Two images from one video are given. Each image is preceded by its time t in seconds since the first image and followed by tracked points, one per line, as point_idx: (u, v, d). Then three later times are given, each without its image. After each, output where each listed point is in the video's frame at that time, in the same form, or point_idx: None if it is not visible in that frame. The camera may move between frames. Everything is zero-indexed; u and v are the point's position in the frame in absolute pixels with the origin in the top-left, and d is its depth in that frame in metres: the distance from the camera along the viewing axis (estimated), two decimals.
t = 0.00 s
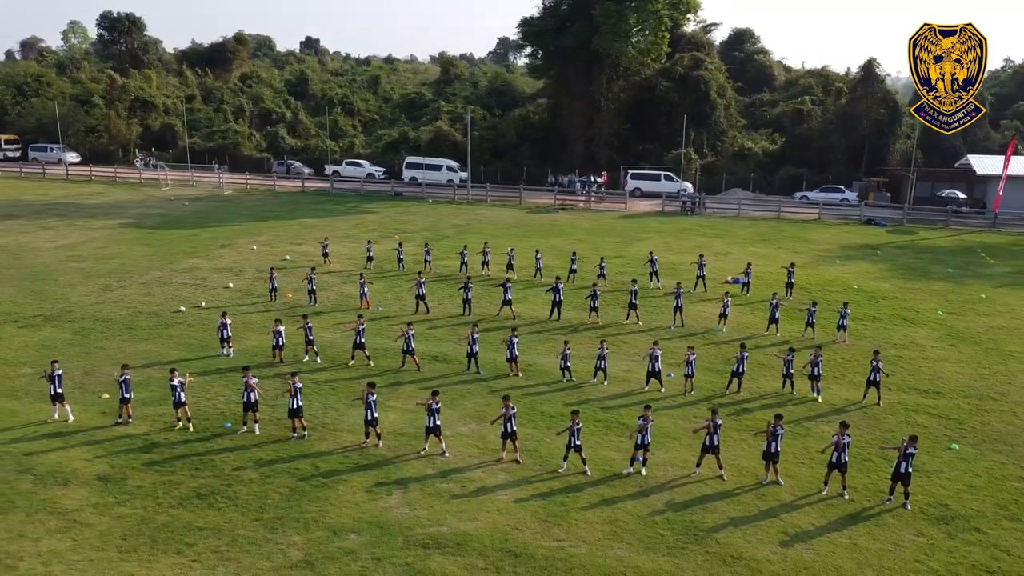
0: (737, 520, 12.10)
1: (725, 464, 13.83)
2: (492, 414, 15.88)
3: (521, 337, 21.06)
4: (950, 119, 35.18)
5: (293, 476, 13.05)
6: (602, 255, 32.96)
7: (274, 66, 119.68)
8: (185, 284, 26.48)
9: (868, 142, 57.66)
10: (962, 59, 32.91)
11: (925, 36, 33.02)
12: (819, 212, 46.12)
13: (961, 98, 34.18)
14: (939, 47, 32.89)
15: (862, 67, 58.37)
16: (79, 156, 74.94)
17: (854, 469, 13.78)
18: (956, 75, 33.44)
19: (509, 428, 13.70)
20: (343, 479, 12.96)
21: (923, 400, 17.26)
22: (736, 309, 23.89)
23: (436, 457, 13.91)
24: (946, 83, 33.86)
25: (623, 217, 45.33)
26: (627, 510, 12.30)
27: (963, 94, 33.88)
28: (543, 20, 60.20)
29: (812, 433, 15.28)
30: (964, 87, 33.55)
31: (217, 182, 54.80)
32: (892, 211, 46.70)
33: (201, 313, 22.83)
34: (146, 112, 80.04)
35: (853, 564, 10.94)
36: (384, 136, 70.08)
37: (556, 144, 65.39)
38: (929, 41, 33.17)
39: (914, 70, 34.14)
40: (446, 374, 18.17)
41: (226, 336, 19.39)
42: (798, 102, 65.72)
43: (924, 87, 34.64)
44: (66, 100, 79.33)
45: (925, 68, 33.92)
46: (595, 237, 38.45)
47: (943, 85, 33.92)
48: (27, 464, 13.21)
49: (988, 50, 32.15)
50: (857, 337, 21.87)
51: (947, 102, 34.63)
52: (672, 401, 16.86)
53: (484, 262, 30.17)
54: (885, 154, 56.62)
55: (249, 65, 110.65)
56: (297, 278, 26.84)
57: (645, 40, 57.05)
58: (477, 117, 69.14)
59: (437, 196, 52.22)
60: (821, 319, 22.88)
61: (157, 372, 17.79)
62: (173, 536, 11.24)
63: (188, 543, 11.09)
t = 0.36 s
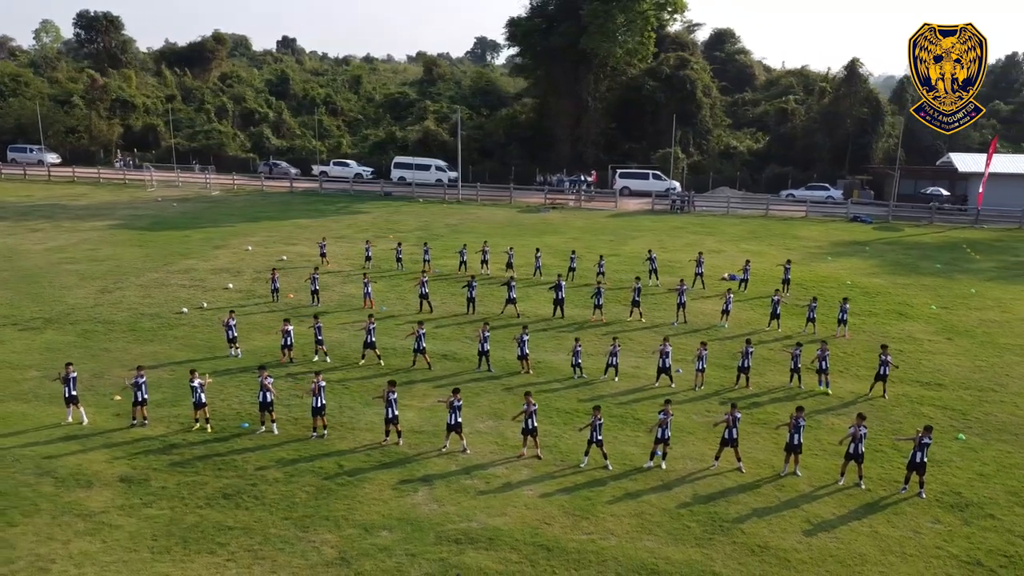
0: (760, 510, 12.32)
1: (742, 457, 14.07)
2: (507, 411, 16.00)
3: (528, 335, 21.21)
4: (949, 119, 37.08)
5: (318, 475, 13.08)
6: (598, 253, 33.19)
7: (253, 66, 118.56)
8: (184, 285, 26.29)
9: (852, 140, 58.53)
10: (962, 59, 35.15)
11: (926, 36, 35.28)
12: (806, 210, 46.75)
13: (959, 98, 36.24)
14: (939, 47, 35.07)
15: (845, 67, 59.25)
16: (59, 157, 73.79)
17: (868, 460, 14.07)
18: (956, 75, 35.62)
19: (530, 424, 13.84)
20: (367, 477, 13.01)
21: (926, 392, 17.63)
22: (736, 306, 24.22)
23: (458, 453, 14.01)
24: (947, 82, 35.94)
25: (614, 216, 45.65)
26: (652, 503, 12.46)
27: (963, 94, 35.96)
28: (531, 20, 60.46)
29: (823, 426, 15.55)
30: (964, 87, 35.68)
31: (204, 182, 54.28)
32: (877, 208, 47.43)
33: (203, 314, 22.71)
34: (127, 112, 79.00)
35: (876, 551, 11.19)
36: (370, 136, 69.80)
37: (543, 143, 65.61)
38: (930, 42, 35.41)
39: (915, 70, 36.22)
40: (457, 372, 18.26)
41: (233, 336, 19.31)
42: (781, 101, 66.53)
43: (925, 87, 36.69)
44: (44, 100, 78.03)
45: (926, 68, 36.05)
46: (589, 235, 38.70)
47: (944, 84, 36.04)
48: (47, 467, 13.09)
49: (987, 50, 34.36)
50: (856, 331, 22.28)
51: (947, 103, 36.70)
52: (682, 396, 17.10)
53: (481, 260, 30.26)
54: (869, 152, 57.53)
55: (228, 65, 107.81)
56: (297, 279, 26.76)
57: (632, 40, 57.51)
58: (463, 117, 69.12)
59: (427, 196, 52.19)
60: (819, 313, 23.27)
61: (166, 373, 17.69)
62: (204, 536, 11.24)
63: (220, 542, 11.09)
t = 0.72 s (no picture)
0: (743, 496, 12.78)
1: (721, 446, 14.54)
2: (488, 408, 16.14)
3: (499, 333, 21.37)
4: (949, 119, 36.71)
5: (306, 477, 12.99)
6: (560, 251, 33.58)
7: (192, 64, 115.40)
8: (141, 290, 25.61)
9: (794, 138, 60.49)
10: (962, 59, 34.87)
11: (926, 36, 35.07)
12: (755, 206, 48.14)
13: (960, 98, 35.99)
14: (939, 47, 34.89)
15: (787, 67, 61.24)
16: None
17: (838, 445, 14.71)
18: (956, 76, 35.42)
19: (516, 420, 14.02)
20: (357, 478, 13.00)
21: (886, 378, 18.48)
22: (699, 300, 24.86)
23: (445, 451, 14.10)
24: (947, 83, 35.75)
25: (570, 213, 46.16)
26: (640, 493, 12.80)
27: (964, 94, 35.74)
28: (482, 20, 60.71)
29: (794, 413, 16.17)
30: (965, 87, 35.44)
31: (150, 185, 52.73)
32: (821, 204, 49.14)
33: (166, 319, 22.20)
34: (61, 113, 76.09)
35: (856, 529, 11.74)
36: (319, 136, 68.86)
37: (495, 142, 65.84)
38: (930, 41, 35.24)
39: (915, 70, 36.08)
40: (434, 371, 18.32)
41: (202, 341, 18.93)
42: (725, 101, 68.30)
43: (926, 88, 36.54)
44: None
45: (926, 68, 35.88)
46: (547, 233, 39.07)
47: (944, 84, 35.79)
48: (22, 479, 12.69)
49: (987, 50, 34.04)
50: (815, 321, 23.15)
51: (947, 103, 36.44)
52: (657, 388, 17.53)
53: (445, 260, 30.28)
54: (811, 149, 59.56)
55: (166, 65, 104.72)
56: (260, 282, 26.35)
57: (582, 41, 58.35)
58: (414, 116, 68.81)
59: (382, 196, 51.82)
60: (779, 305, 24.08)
61: (135, 381, 17.28)
62: (197, 542, 11.08)
63: (214, 548, 10.94)
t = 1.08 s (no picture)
0: (747, 484, 13.17)
1: (720, 436, 14.92)
2: (489, 404, 16.30)
3: (490, 331, 21.52)
4: (950, 118, 36.59)
5: (316, 477, 13.00)
6: (539, 249, 33.85)
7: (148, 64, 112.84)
8: (121, 294, 25.17)
9: (760, 137, 61.77)
10: (962, 59, 34.53)
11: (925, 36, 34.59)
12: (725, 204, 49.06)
13: (959, 97, 35.77)
14: (939, 47, 34.45)
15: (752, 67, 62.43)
16: None
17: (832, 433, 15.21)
18: (955, 76, 35.12)
19: (522, 415, 14.19)
20: (367, 476, 13.05)
21: (869, 368, 19.13)
22: (682, 295, 25.33)
23: (451, 448, 14.22)
24: (947, 83, 35.45)
25: (544, 213, 46.50)
26: (647, 483, 13.09)
27: (963, 94, 35.47)
28: (450, 19, 60.59)
29: (786, 403, 16.66)
30: (964, 87, 35.19)
31: (115, 186, 51.62)
32: (789, 201, 50.32)
33: (151, 322, 21.89)
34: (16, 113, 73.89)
35: (858, 513, 12.19)
36: (287, 137, 68.05)
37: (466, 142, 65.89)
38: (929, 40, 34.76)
39: (914, 70, 35.57)
40: (430, 369, 18.41)
41: (192, 343, 18.72)
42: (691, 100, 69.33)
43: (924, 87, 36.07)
44: None
45: (926, 68, 35.49)
46: (524, 232, 39.31)
47: (944, 84, 35.53)
48: (27, 486, 12.49)
49: (987, 50, 33.80)
50: (795, 314, 23.80)
51: (946, 103, 36.33)
52: (652, 382, 17.87)
53: (427, 260, 30.30)
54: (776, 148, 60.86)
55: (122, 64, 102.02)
56: (242, 284, 26.10)
57: (552, 41, 58.71)
58: (383, 116, 68.47)
59: (355, 196, 51.51)
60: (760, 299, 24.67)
61: (128, 385, 17.04)
62: (213, 545, 11.01)
63: (232, 550, 10.90)
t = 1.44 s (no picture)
0: (760, 473, 13.50)
1: (728, 428, 15.25)
2: (499, 401, 16.47)
3: (490, 329, 21.67)
4: (950, 117, 37.23)
5: (336, 475, 13.06)
6: (529, 248, 34.06)
7: (116, 63, 110.79)
8: (112, 296, 24.87)
9: (738, 135, 62.65)
10: (962, 59, 35.04)
11: (925, 36, 35.17)
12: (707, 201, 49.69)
13: (959, 97, 36.38)
14: (939, 48, 34.91)
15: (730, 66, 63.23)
16: None
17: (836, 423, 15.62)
18: (956, 76, 35.71)
19: (537, 411, 14.37)
20: (388, 473, 13.15)
21: (864, 360, 19.65)
22: (676, 292, 25.70)
23: (467, 444, 14.37)
24: (947, 83, 36.07)
25: (529, 211, 46.71)
26: (663, 475, 13.35)
27: (963, 94, 36.06)
28: (431, 18, 60.40)
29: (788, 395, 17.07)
30: (964, 88, 35.78)
31: (93, 188, 50.78)
32: (768, 198, 51.18)
33: (148, 325, 21.69)
34: None
35: (869, 500, 12.58)
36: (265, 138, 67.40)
37: (447, 141, 65.86)
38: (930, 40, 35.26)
39: (915, 70, 36.33)
40: (437, 367, 18.51)
41: (196, 345, 18.59)
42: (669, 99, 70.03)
43: (925, 87, 36.92)
44: None
45: (926, 68, 36.14)
46: (511, 231, 39.49)
47: (944, 84, 36.15)
48: (45, 490, 12.41)
49: (987, 50, 34.31)
50: (787, 309, 24.30)
51: (946, 102, 36.96)
52: (655, 377, 18.16)
53: (419, 259, 30.33)
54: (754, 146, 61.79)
55: (90, 64, 99.12)
56: (236, 284, 25.94)
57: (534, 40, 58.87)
58: (363, 116, 68.14)
59: (338, 196, 51.24)
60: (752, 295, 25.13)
61: (133, 387, 16.92)
62: (242, 543, 11.04)
63: (262, 548, 10.95)
